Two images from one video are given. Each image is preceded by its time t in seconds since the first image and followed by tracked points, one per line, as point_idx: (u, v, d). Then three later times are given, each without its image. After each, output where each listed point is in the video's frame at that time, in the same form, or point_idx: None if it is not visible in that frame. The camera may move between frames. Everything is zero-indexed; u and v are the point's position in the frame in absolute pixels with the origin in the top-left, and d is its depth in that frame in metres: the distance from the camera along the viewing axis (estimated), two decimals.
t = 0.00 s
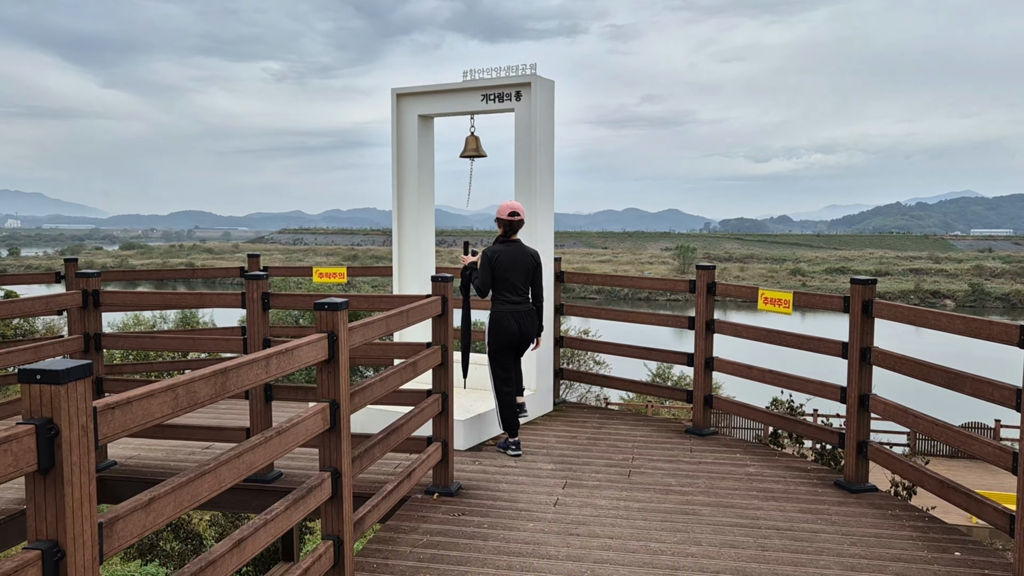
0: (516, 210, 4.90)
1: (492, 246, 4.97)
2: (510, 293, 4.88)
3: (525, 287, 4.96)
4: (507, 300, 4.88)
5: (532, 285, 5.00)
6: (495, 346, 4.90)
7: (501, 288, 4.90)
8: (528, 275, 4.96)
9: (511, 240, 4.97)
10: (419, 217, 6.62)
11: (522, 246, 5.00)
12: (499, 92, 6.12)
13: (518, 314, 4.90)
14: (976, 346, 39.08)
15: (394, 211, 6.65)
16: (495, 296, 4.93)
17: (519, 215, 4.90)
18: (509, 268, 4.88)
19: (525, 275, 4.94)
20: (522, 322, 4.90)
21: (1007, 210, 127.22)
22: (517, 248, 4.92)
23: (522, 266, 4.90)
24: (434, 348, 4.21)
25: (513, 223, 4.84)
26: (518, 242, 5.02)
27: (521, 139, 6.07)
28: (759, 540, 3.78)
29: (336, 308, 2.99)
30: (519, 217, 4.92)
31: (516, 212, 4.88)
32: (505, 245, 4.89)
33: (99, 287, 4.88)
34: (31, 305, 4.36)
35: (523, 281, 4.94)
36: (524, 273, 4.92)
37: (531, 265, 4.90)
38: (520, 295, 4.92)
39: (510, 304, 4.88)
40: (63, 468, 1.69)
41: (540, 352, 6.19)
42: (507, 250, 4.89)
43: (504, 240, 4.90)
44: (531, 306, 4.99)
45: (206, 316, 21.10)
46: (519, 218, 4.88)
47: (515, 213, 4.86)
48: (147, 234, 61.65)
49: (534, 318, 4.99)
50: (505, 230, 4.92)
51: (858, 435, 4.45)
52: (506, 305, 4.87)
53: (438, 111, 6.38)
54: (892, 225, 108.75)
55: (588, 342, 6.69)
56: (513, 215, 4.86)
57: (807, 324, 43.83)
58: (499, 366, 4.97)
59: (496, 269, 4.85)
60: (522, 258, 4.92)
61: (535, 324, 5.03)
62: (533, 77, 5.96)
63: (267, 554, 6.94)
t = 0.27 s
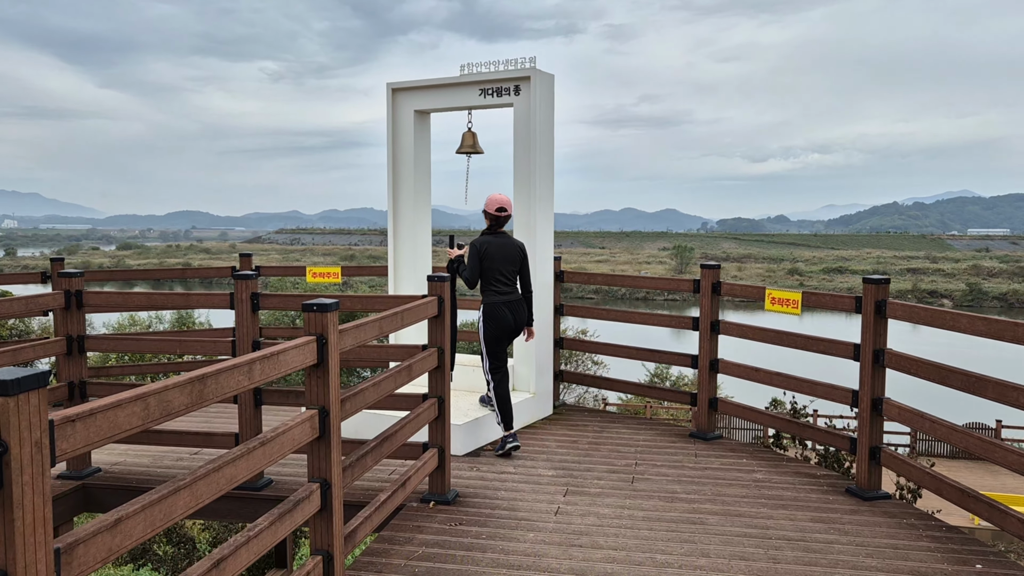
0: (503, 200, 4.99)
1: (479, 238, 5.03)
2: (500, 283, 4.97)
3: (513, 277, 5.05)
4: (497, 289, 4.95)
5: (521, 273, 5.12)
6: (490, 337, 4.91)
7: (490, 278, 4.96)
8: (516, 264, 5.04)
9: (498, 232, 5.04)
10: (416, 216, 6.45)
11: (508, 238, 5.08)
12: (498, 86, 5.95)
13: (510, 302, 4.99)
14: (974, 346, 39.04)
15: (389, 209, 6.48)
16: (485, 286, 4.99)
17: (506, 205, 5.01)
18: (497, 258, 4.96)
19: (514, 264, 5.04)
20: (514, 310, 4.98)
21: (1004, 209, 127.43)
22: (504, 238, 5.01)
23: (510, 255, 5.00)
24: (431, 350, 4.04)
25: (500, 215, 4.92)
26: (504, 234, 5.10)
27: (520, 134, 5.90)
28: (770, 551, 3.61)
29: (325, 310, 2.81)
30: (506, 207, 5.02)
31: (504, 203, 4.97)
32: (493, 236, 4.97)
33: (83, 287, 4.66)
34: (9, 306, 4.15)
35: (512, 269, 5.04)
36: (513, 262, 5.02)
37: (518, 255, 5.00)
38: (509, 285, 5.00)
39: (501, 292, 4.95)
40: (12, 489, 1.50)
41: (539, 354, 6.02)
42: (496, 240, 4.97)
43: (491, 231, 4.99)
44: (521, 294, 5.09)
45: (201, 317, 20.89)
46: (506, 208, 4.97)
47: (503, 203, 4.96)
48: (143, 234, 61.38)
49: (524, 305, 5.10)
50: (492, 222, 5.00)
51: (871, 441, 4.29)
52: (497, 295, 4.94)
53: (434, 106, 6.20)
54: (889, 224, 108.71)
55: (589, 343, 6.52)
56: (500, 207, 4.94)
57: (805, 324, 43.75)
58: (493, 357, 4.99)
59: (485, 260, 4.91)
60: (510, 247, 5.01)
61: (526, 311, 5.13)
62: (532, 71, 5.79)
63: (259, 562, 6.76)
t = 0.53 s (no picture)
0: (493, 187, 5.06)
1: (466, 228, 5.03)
2: (490, 270, 4.98)
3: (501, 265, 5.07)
4: (488, 276, 4.97)
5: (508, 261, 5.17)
6: (475, 326, 4.91)
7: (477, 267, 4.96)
8: (504, 252, 5.10)
9: (485, 221, 5.07)
10: (411, 219, 6.27)
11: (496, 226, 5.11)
12: (495, 85, 5.78)
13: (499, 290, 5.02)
14: (972, 348, 38.99)
15: (384, 212, 6.31)
16: (472, 275, 4.99)
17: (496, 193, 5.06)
18: (487, 246, 4.98)
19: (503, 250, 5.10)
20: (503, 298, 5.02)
21: (1000, 211, 127.80)
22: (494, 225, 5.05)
23: (501, 242, 5.04)
24: (425, 359, 3.86)
25: (488, 204, 4.95)
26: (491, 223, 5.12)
27: (518, 134, 5.73)
28: (782, 571, 3.43)
29: (311, 319, 2.62)
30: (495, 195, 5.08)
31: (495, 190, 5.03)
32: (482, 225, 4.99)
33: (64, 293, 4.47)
34: None
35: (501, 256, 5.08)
36: (503, 249, 5.07)
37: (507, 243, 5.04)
38: (498, 273, 5.02)
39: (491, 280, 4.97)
40: None
41: (539, 361, 5.84)
42: (485, 228, 5.00)
43: (482, 220, 5.01)
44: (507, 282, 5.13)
45: (197, 323, 20.65)
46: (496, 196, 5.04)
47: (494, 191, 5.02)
48: (141, 237, 60.99)
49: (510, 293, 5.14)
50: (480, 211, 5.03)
51: (884, 453, 4.11)
52: (486, 283, 4.96)
53: (430, 105, 6.02)
54: (887, 226, 108.70)
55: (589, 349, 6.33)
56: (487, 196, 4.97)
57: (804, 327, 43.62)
58: (478, 346, 4.99)
59: (475, 248, 4.92)
60: (498, 235, 5.05)
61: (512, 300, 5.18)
62: (531, 69, 5.62)
63: None
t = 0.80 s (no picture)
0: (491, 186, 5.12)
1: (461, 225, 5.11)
2: (486, 267, 5.03)
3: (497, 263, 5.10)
4: (483, 274, 5.02)
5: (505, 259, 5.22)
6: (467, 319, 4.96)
7: (473, 264, 5.02)
8: (501, 250, 5.14)
9: (483, 220, 5.13)
10: (413, 226, 6.12)
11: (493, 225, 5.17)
12: (500, 89, 5.64)
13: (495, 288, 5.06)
14: (970, 353, 38.92)
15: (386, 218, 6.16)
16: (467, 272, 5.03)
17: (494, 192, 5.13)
18: (483, 244, 5.03)
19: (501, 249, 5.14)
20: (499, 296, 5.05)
21: (995, 216, 128.17)
22: (492, 224, 5.09)
23: (497, 240, 5.09)
24: (432, 372, 3.70)
25: (483, 202, 5.03)
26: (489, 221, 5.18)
27: (524, 138, 5.58)
28: None
29: (316, 334, 2.47)
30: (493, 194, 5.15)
31: (492, 188, 5.09)
32: (478, 222, 5.06)
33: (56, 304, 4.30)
34: None
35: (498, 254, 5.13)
36: (500, 247, 5.11)
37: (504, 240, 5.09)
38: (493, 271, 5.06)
39: (486, 277, 5.03)
40: None
41: (546, 371, 5.70)
42: (482, 226, 5.06)
43: (478, 218, 5.08)
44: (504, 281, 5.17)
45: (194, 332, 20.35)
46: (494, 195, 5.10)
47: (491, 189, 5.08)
48: (137, 243, 60.78)
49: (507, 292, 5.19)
50: (476, 209, 5.10)
51: (909, 468, 3.96)
52: (482, 280, 5.00)
53: (433, 109, 5.88)
54: (883, 230, 108.79)
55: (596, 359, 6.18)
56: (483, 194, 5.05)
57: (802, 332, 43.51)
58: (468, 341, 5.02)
59: (471, 245, 4.99)
60: (495, 233, 5.10)
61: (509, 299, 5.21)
62: (536, 72, 5.47)
63: None
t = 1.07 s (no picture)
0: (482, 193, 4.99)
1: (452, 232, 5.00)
2: (476, 276, 4.91)
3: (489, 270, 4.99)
4: (473, 283, 4.90)
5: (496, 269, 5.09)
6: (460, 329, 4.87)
7: (465, 272, 4.92)
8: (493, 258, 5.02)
9: (474, 226, 4.99)
10: (417, 235, 5.95)
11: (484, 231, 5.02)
12: (507, 93, 5.49)
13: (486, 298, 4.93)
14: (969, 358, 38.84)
15: (389, 226, 5.99)
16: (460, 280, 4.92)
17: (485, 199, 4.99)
18: (474, 253, 4.91)
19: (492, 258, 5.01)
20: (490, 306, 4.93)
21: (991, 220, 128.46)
22: (482, 233, 4.96)
23: (488, 250, 4.96)
24: (443, 390, 3.54)
25: (474, 210, 4.89)
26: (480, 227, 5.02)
27: (532, 144, 5.43)
28: None
29: (324, 354, 2.30)
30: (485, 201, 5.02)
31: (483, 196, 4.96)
32: (468, 230, 4.93)
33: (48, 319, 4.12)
34: None
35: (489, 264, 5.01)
36: (491, 256, 4.98)
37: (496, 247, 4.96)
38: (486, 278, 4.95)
39: (477, 287, 4.91)
40: None
41: (555, 384, 5.53)
42: (473, 234, 4.93)
43: (469, 226, 4.95)
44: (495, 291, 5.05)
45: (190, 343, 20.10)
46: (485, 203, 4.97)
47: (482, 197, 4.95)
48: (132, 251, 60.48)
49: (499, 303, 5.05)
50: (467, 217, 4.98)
51: (938, 487, 3.81)
52: (473, 289, 4.89)
53: (437, 115, 5.73)
54: (878, 235, 108.94)
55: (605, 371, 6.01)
56: (472, 201, 4.90)
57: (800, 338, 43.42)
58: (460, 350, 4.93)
59: (462, 253, 4.87)
60: (486, 242, 4.96)
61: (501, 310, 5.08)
62: (545, 76, 5.33)
63: None
